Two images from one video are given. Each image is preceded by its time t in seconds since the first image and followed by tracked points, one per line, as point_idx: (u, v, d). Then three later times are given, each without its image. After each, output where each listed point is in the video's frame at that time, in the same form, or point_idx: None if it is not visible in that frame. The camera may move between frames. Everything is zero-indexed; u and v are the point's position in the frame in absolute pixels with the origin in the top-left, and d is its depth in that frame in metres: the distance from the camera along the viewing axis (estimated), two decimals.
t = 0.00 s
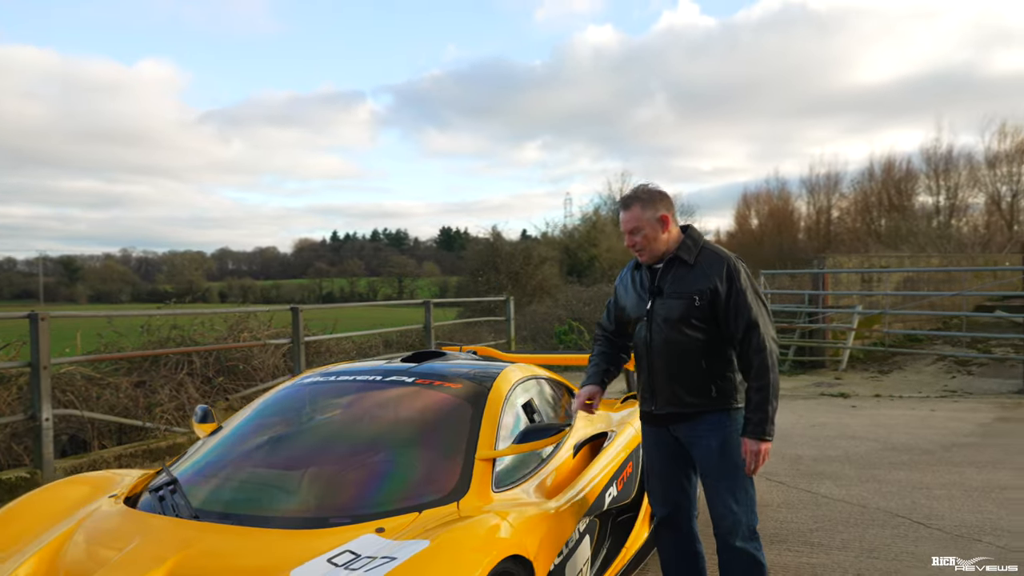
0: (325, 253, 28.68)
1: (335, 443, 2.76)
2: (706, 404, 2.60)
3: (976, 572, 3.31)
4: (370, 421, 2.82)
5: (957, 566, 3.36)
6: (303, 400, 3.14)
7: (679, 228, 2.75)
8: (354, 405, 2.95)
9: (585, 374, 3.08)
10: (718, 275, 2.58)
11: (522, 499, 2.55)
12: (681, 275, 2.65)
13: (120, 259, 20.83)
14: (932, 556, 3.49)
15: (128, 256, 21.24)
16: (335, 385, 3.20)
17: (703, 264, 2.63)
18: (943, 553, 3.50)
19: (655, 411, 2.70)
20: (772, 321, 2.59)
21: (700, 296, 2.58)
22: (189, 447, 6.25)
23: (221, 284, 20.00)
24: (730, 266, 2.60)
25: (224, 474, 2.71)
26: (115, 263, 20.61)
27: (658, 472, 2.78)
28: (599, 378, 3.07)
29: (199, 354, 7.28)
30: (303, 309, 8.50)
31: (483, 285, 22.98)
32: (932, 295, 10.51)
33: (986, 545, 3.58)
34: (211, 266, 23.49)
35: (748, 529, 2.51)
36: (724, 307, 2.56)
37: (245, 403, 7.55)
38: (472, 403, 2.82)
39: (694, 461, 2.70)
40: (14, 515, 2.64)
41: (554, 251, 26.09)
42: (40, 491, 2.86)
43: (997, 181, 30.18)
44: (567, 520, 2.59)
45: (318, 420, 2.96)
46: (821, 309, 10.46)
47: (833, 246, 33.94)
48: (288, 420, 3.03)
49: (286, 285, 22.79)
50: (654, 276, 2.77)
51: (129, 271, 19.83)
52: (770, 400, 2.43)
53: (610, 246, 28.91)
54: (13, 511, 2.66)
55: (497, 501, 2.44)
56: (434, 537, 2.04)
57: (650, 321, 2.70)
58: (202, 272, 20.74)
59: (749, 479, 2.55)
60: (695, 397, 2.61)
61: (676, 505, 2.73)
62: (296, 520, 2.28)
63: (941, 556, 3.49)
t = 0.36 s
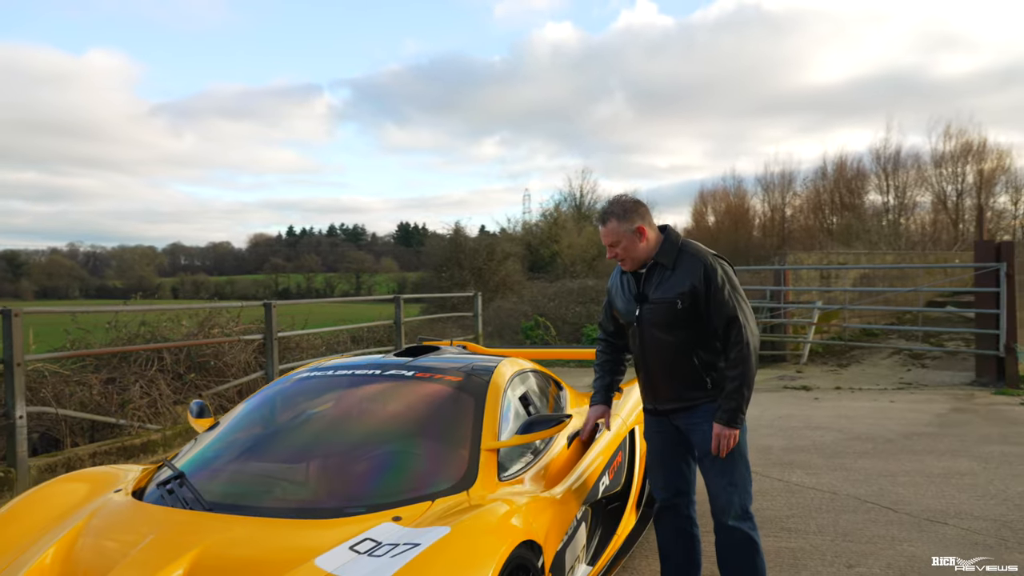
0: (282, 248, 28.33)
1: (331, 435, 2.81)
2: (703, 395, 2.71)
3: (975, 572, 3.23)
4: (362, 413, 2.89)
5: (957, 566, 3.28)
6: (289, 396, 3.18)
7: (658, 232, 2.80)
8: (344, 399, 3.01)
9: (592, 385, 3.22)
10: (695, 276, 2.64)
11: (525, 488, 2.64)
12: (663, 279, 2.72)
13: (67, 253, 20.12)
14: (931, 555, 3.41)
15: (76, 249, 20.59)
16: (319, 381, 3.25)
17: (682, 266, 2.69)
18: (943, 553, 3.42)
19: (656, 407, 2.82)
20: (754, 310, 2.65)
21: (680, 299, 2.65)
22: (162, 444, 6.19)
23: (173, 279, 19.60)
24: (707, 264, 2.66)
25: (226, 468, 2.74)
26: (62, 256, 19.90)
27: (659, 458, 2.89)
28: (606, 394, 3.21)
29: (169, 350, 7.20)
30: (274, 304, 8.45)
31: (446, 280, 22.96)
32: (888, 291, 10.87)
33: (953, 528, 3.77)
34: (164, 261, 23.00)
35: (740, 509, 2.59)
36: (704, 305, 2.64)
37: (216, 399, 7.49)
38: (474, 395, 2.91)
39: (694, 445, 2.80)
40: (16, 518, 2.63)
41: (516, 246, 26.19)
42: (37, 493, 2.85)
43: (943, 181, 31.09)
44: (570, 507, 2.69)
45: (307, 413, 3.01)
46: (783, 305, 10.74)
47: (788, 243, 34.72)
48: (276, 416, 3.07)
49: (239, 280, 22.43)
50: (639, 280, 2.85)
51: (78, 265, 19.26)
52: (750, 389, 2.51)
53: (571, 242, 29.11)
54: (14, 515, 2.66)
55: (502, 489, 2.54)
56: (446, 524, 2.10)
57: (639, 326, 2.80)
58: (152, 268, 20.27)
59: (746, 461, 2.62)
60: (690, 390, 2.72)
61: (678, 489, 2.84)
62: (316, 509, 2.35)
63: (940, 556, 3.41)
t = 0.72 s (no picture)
0: (262, 246, 28.15)
1: (343, 427, 2.91)
2: (718, 384, 2.84)
3: (976, 572, 3.19)
4: (371, 405, 2.99)
5: (957, 566, 3.25)
6: (293, 393, 3.27)
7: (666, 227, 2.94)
8: (350, 394, 3.12)
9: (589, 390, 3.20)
10: (706, 270, 2.78)
11: (541, 474, 2.76)
12: (674, 275, 2.85)
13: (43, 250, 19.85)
14: (931, 556, 3.38)
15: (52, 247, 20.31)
16: (322, 378, 3.35)
17: (692, 262, 2.83)
18: (943, 553, 3.39)
19: (672, 398, 2.94)
20: (761, 301, 2.81)
21: (695, 293, 2.79)
22: (160, 440, 6.24)
23: (151, 277, 19.41)
24: (717, 259, 2.80)
25: (250, 460, 2.82)
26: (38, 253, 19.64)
27: (670, 447, 3.02)
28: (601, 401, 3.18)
29: (165, 347, 7.25)
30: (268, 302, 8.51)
31: (431, 279, 23.00)
32: (868, 290, 11.11)
33: (939, 514, 3.95)
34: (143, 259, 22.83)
35: (746, 492, 2.74)
36: (717, 298, 2.78)
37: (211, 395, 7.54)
38: (488, 386, 3.03)
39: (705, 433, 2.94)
40: (41, 510, 2.67)
41: (500, 245, 26.36)
42: (57, 488, 2.89)
43: (919, 182, 31.66)
44: (585, 492, 2.81)
45: (314, 407, 3.11)
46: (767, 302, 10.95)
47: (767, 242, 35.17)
48: (283, 411, 3.16)
49: (218, 279, 22.26)
50: (650, 277, 2.96)
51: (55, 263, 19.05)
52: (762, 375, 2.66)
53: (554, 242, 29.31)
54: (39, 508, 2.70)
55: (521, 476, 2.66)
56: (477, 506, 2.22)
57: (654, 321, 2.91)
58: (131, 266, 20.08)
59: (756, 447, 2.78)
60: (706, 379, 2.85)
61: (687, 476, 2.96)
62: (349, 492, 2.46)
63: (940, 556, 3.38)
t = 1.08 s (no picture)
0: (234, 242, 27.82)
1: (354, 416, 3.05)
2: (722, 367, 3.03)
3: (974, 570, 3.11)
4: (378, 396, 3.13)
5: (954, 563, 3.15)
6: (295, 388, 3.39)
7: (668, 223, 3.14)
8: (355, 386, 3.27)
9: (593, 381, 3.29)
10: (711, 261, 2.97)
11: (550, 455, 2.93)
12: (681, 268, 3.02)
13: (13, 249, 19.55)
14: (927, 552, 3.29)
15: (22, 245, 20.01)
16: (320, 374, 3.48)
17: (697, 254, 3.01)
18: (941, 551, 3.28)
19: (679, 383, 3.12)
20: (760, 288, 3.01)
21: (701, 283, 2.97)
22: (156, 434, 6.32)
23: (124, 276, 19.22)
24: (720, 250, 2.99)
25: (271, 448, 2.93)
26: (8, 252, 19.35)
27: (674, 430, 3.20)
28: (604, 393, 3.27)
29: (156, 343, 7.31)
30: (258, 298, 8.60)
31: (411, 276, 23.04)
32: (843, 284, 11.42)
33: (917, 494, 4.17)
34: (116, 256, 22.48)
35: (746, 467, 2.94)
36: (721, 286, 2.97)
37: (203, 391, 7.61)
38: (499, 375, 3.19)
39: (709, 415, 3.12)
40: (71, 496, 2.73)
41: (479, 242, 26.54)
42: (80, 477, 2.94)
43: (889, 180, 32.82)
44: (590, 473, 2.98)
45: (320, 400, 3.24)
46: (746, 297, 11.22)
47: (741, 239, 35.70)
48: (287, 405, 3.28)
49: (191, 277, 22.01)
50: (656, 271, 3.12)
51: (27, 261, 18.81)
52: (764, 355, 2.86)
53: (533, 238, 29.55)
54: (67, 493, 2.76)
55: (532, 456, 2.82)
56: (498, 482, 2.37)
57: (662, 311, 3.08)
58: (103, 264, 19.87)
59: (753, 426, 2.97)
60: (710, 363, 3.03)
61: (689, 457, 3.14)
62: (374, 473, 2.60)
63: (937, 553, 3.29)
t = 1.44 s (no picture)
0: (210, 232, 27.56)
1: (365, 403, 3.19)
2: (725, 355, 3.20)
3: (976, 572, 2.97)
4: (387, 387, 3.27)
5: (956, 566, 3.03)
6: (305, 378, 3.51)
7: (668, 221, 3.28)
8: (361, 375, 3.40)
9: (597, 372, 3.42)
10: (710, 255, 3.13)
11: (557, 440, 3.08)
12: (681, 263, 3.18)
13: None
14: (929, 555, 3.15)
15: None
16: (330, 363, 3.60)
17: (696, 249, 3.17)
18: (942, 552, 3.16)
19: (685, 372, 3.30)
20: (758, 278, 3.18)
21: (702, 277, 3.13)
22: (152, 425, 6.39)
23: (96, 267, 19.01)
24: (718, 244, 3.15)
25: (289, 435, 3.05)
26: None
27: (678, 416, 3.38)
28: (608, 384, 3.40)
29: (149, 335, 7.35)
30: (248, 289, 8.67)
31: (393, 267, 23.06)
32: (821, 275, 11.67)
33: (897, 475, 4.38)
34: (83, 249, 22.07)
35: (746, 448, 3.16)
36: (721, 278, 3.13)
37: (196, 381, 7.68)
38: (507, 364, 3.34)
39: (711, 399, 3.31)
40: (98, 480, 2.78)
41: (460, 232, 26.64)
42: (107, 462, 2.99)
43: (863, 171, 33.41)
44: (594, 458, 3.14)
45: (327, 390, 3.37)
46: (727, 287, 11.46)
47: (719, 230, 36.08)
48: (295, 394, 3.40)
49: (166, 267, 21.85)
50: (658, 268, 3.27)
51: None
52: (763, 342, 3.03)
53: (514, 229, 29.69)
54: (96, 477, 2.81)
55: (542, 440, 2.97)
56: (514, 464, 2.51)
57: (666, 305, 3.24)
58: (75, 256, 19.67)
59: (752, 409, 3.17)
60: (715, 352, 3.20)
61: (692, 441, 3.34)
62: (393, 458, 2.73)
63: (939, 555, 3.15)
